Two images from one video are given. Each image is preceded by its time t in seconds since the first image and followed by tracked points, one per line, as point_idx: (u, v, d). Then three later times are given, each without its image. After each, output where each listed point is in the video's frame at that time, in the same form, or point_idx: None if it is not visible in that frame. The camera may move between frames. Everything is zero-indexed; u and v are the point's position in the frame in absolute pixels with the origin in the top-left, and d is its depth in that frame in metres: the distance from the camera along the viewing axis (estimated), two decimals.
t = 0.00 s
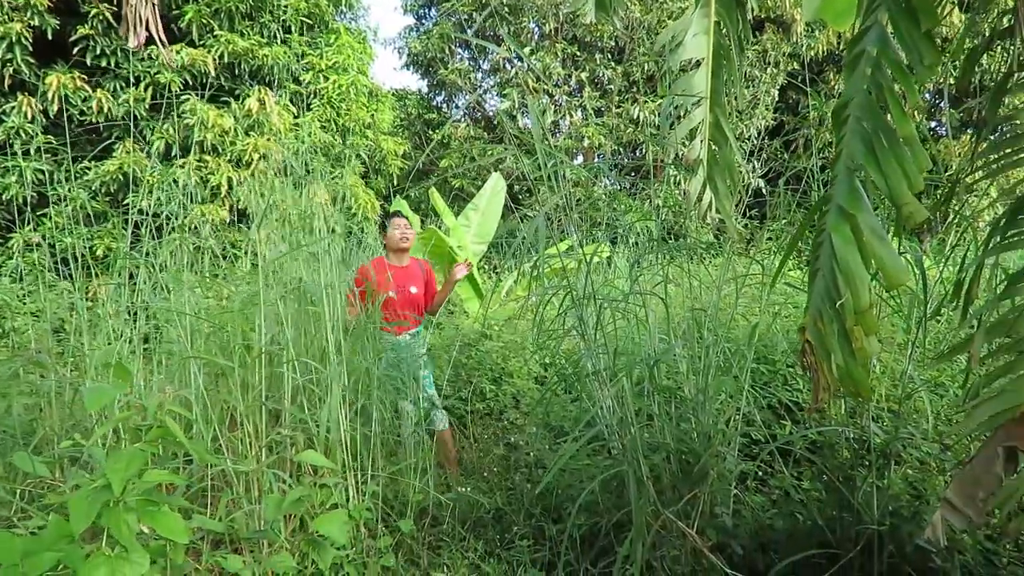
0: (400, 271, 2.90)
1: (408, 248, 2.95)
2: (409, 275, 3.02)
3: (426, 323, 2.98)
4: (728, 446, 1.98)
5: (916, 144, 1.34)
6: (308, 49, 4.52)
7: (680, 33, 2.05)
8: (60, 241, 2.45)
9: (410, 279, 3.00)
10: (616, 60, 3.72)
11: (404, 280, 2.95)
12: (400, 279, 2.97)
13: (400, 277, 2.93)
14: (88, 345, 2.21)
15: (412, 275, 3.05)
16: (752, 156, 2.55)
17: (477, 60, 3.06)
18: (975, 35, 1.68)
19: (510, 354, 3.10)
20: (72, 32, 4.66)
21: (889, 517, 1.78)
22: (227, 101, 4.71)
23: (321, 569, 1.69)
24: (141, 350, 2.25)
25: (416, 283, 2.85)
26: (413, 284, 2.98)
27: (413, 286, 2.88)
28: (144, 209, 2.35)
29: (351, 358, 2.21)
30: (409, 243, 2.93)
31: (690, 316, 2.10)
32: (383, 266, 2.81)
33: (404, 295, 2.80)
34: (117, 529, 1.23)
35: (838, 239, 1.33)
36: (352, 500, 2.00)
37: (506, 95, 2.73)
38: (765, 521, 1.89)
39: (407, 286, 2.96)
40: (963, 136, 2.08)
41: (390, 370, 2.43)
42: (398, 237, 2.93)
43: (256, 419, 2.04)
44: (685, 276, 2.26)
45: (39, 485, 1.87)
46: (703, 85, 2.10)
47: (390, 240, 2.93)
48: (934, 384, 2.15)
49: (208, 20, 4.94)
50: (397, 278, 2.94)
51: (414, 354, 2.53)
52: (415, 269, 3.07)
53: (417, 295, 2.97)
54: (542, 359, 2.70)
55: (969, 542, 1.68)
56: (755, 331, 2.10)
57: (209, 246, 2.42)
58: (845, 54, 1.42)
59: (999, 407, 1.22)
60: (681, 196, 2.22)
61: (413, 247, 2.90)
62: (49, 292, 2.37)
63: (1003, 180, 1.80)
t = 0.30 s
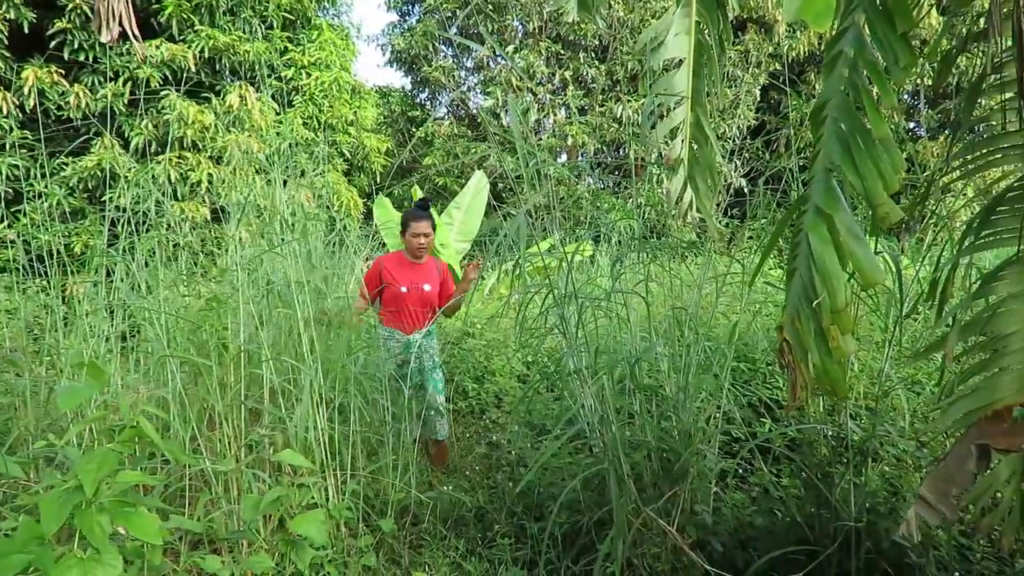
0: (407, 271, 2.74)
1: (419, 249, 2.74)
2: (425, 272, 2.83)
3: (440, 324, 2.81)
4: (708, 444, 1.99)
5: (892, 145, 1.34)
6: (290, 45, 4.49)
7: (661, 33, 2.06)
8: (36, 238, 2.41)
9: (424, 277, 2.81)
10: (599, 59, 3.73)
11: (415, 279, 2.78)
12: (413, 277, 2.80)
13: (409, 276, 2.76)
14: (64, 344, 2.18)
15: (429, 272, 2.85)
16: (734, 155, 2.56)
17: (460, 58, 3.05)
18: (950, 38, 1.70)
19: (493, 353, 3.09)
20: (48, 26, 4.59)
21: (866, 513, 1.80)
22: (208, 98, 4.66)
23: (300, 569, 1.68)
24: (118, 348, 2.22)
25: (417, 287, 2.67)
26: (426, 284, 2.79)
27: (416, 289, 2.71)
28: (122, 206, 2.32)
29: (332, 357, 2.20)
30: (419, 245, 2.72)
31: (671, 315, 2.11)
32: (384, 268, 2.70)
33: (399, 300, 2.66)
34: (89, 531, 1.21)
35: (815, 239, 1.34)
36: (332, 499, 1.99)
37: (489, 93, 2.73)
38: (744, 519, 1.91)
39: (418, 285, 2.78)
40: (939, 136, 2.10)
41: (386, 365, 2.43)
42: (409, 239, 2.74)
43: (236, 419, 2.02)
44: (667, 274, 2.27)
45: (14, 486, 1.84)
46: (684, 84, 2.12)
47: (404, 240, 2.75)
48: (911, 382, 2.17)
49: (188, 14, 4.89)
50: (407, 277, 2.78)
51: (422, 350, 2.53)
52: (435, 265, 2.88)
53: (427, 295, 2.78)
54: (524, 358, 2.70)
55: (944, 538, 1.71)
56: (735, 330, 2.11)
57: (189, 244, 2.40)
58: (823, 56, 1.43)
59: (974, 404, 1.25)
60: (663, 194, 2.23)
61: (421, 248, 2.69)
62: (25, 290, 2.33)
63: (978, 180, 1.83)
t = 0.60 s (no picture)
0: (412, 269, 2.57)
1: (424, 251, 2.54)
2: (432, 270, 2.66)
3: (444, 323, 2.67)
4: (691, 441, 2.00)
5: (869, 145, 1.36)
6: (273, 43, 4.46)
7: (644, 33, 2.08)
8: (13, 237, 2.38)
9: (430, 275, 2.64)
10: (583, 58, 3.73)
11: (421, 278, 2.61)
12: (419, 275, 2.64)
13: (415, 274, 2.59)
14: (42, 345, 2.15)
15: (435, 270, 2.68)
16: (717, 154, 2.57)
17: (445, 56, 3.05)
18: (928, 38, 1.72)
19: (478, 352, 3.09)
20: (26, 23, 4.54)
21: (847, 509, 1.82)
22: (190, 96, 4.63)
23: (282, 570, 1.67)
24: (98, 349, 2.20)
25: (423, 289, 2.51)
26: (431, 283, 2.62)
27: (421, 290, 2.55)
28: (102, 204, 2.29)
29: (316, 357, 2.19)
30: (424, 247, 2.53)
31: (654, 313, 2.12)
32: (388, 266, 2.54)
33: (402, 301, 2.51)
34: (65, 533, 1.20)
35: (794, 237, 1.35)
36: (315, 500, 1.98)
37: (473, 92, 2.72)
38: (727, 515, 1.92)
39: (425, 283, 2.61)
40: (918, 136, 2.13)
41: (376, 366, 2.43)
42: (417, 240, 2.53)
43: (218, 419, 2.01)
44: (650, 273, 2.28)
45: None
46: (666, 84, 2.15)
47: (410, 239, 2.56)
48: (891, 379, 2.20)
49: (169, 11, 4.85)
50: (413, 274, 2.61)
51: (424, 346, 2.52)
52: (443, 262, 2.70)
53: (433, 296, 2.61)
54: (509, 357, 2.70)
55: (922, 533, 1.73)
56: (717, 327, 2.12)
57: (170, 243, 2.38)
58: (802, 55, 1.44)
59: (950, 401, 1.29)
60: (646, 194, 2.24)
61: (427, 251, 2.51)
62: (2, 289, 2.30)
63: (956, 179, 1.85)
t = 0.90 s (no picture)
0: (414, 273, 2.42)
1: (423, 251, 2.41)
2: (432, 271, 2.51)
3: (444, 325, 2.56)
4: (677, 441, 2.02)
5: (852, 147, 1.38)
6: (260, 41, 4.43)
7: (632, 33, 2.09)
8: None
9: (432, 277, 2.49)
10: (571, 58, 3.74)
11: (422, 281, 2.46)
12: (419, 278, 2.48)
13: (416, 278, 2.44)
14: (25, 344, 2.13)
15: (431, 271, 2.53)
16: (704, 154, 2.58)
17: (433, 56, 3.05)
18: (912, 40, 1.74)
19: (466, 352, 3.09)
20: (10, 19, 4.50)
21: (831, 508, 1.83)
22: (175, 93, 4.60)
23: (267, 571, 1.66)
24: (82, 349, 2.18)
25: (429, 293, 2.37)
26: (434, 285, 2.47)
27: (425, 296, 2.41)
28: (86, 203, 2.27)
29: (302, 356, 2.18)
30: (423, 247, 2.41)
31: (641, 313, 2.13)
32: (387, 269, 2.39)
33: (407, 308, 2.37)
34: (47, 535, 1.19)
35: (779, 237, 1.36)
36: (302, 500, 1.98)
37: (462, 92, 2.73)
38: (713, 514, 1.93)
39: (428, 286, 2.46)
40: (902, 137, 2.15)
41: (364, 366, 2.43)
42: (407, 240, 2.41)
43: (203, 419, 2.00)
44: (637, 273, 2.29)
45: None
46: (653, 84, 2.17)
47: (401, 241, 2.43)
48: (876, 378, 2.21)
49: (155, 8, 4.82)
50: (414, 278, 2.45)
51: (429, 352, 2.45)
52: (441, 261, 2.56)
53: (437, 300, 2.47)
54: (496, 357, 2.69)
55: (906, 531, 1.75)
56: (704, 327, 2.13)
57: (155, 242, 2.36)
58: (787, 56, 1.44)
59: (934, 400, 1.30)
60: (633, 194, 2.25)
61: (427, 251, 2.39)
62: None
63: (939, 180, 1.88)
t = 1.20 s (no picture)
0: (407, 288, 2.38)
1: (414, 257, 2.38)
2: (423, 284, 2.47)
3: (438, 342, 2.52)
4: (665, 441, 2.03)
5: (838, 150, 1.39)
6: (248, 40, 4.42)
7: (621, 35, 2.10)
8: None
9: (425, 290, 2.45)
10: (561, 59, 3.74)
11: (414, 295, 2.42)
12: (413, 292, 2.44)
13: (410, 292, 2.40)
14: (10, 344, 2.12)
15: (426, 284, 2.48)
16: (693, 155, 2.59)
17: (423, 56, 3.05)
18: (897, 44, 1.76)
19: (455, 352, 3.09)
20: None
21: (817, 507, 1.85)
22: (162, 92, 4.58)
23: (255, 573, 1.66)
24: (69, 349, 2.17)
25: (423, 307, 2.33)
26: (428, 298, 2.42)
27: (419, 312, 2.37)
28: (73, 202, 2.26)
29: (291, 356, 2.17)
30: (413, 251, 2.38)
31: (630, 314, 2.14)
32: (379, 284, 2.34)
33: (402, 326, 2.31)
34: (31, 537, 1.18)
35: (766, 239, 1.37)
36: (290, 501, 1.97)
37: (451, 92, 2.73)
38: (701, 514, 1.94)
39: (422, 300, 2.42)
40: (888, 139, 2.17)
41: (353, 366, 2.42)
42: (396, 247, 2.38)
43: (191, 420, 1.99)
44: (626, 274, 2.30)
45: None
46: (641, 86, 2.19)
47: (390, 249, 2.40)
48: (862, 378, 2.23)
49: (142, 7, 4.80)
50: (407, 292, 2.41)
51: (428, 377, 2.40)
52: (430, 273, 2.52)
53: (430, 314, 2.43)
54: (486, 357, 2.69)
55: (890, 530, 1.77)
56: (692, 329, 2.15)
57: (143, 242, 2.35)
58: (774, 60, 1.46)
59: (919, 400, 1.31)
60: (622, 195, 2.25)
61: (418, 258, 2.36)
62: None
63: (924, 182, 1.89)
